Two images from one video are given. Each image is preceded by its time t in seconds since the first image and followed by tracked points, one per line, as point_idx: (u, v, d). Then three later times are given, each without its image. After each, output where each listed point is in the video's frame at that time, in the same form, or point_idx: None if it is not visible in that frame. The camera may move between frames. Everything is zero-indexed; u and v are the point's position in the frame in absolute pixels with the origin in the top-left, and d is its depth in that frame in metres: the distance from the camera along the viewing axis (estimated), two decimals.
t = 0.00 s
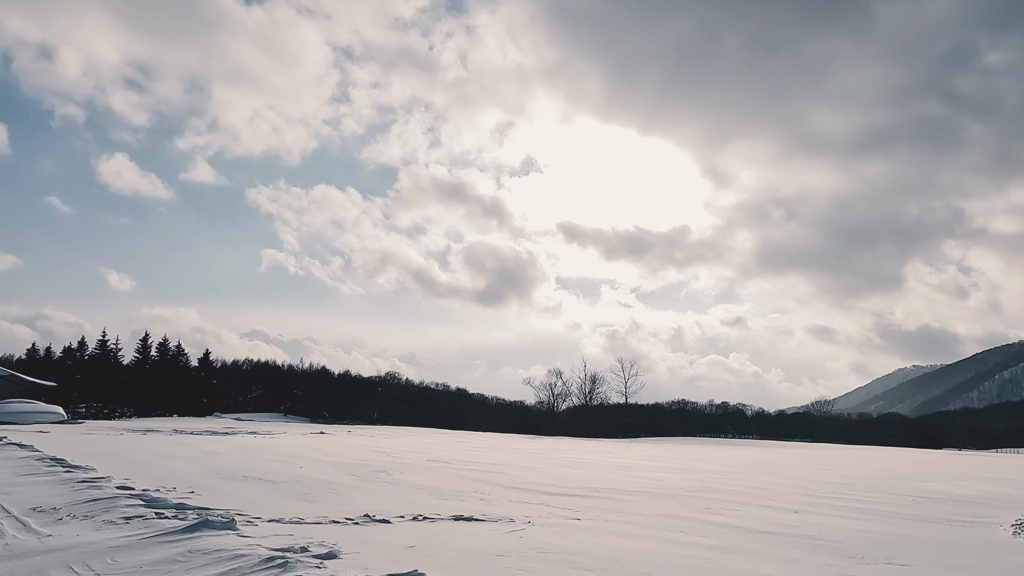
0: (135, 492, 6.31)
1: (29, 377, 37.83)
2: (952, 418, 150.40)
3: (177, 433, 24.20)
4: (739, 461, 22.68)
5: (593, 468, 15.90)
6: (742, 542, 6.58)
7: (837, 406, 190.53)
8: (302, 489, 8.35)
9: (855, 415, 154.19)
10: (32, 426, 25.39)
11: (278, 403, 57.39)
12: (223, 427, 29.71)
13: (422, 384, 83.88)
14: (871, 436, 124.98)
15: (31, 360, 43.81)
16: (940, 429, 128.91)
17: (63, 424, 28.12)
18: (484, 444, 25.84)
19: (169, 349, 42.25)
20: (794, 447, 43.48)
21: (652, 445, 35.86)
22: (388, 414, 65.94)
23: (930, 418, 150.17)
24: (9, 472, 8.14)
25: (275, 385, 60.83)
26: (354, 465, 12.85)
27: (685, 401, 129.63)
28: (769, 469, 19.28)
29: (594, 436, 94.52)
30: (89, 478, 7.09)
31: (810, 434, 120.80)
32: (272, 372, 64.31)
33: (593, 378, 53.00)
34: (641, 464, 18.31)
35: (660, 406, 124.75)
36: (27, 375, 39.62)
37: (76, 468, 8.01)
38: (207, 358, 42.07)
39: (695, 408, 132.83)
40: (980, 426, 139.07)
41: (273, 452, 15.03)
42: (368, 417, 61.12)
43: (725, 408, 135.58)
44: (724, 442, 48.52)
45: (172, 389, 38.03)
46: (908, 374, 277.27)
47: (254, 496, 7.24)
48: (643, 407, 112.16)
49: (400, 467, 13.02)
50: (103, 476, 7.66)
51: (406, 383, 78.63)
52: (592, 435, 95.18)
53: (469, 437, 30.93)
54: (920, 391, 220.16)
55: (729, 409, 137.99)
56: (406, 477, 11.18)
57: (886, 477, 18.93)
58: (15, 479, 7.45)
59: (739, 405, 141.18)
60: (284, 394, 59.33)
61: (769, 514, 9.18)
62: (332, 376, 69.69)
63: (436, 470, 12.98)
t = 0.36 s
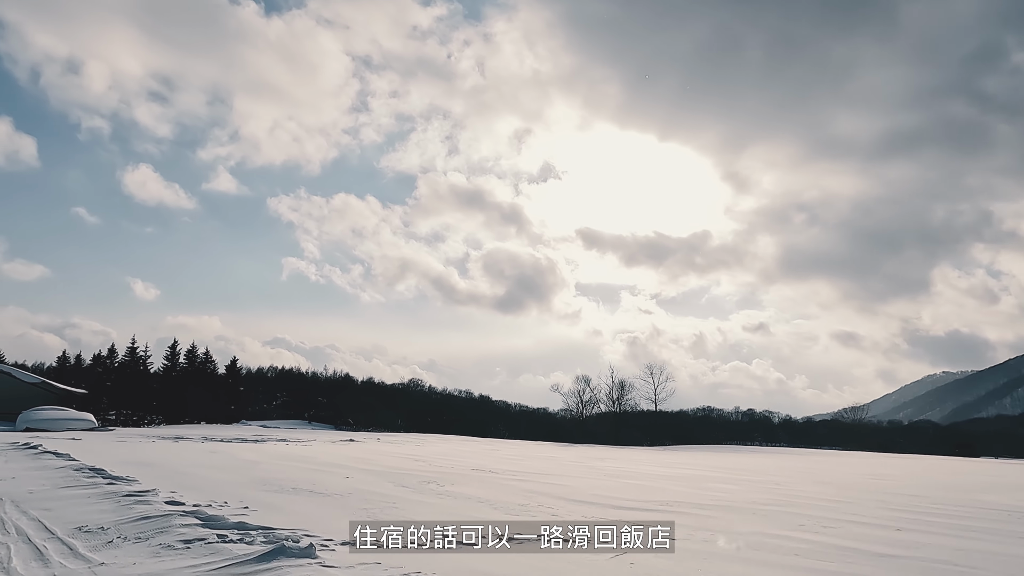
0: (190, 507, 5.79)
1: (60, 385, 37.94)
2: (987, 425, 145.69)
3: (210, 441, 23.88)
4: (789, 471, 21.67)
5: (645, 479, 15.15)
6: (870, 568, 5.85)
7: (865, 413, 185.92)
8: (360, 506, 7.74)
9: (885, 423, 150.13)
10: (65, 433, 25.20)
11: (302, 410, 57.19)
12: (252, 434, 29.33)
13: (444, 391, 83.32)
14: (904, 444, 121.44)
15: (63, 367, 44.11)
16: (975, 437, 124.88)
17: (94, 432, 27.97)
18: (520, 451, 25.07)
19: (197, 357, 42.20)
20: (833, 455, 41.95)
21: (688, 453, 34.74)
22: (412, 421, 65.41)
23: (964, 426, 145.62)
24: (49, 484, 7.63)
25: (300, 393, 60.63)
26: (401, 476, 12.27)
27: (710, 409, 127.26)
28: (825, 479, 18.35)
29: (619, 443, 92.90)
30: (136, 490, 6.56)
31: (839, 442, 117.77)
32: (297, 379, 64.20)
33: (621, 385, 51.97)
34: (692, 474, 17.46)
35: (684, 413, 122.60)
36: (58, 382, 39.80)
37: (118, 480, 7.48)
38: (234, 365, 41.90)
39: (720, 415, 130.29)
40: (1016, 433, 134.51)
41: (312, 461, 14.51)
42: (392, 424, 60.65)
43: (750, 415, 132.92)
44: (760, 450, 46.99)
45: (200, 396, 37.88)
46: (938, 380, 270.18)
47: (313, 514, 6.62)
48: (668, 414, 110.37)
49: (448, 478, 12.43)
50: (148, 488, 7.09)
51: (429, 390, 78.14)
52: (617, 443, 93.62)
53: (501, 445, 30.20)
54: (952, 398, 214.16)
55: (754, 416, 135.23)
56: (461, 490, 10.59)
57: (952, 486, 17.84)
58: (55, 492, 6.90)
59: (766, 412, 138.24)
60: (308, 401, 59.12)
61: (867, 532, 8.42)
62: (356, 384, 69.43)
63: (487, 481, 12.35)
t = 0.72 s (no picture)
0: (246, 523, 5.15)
1: (92, 392, 38.04)
2: None
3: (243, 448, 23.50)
4: (842, 478, 20.71)
5: (702, 488, 14.34)
6: None
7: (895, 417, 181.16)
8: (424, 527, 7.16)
9: (917, 428, 146.02)
10: (98, 440, 25.01)
11: (328, 416, 57.00)
12: (283, 441, 28.95)
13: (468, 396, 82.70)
14: (938, 450, 117.92)
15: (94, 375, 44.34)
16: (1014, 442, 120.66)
17: (126, 439, 27.79)
18: (557, 458, 24.32)
19: (226, 363, 42.10)
20: (875, 461, 40.49)
21: (726, 460, 33.66)
22: (437, 427, 64.89)
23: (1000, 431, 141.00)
24: (90, 496, 7.04)
25: (325, 399, 60.48)
26: (450, 486, 11.64)
27: (737, 414, 124.83)
28: (886, 488, 17.36)
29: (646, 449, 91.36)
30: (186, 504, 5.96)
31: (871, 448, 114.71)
32: (322, 385, 64.09)
33: (651, 389, 50.91)
34: (747, 483, 16.62)
35: (710, 418, 120.39)
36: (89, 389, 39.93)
37: (165, 491, 6.89)
38: (262, 371, 41.72)
39: (748, 420, 127.71)
40: None
41: (353, 468, 13.95)
42: (418, 430, 60.18)
43: (778, 421, 130.27)
44: (796, 456, 45.58)
45: (229, 403, 37.71)
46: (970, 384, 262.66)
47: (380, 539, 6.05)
48: (693, 419, 108.39)
49: (499, 487, 11.76)
50: (196, 501, 6.47)
51: (453, 396, 77.61)
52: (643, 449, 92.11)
53: (535, 451, 29.43)
54: (986, 402, 207.86)
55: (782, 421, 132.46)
56: (519, 503, 9.95)
57: None
58: (98, 507, 6.32)
59: (794, 418, 135.23)
60: (334, 407, 58.91)
61: (985, 549, 7.62)
62: (380, 389, 69.16)
63: (541, 491, 11.67)
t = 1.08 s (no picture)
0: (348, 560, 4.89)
1: (157, 402, 39.09)
2: None
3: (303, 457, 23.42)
4: (942, 493, 18.89)
5: (794, 503, 13.20)
6: None
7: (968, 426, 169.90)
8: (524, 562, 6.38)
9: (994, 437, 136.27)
10: (165, 449, 25.44)
11: (380, 425, 57.21)
12: (340, 450, 28.84)
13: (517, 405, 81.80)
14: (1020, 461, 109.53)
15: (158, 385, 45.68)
16: None
17: (190, 447, 28.21)
18: (621, 468, 23.29)
19: (284, 373, 42.61)
20: (962, 472, 37.42)
21: (798, 471, 31.68)
22: (487, 436, 64.27)
23: None
24: (166, 513, 6.60)
25: (377, 408, 60.78)
26: (529, 500, 10.95)
27: (796, 423, 119.50)
28: (999, 504, 15.67)
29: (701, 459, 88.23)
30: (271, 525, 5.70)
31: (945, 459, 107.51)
32: (374, 395, 64.44)
33: (710, 396, 48.82)
34: (842, 498, 15.23)
35: (767, 428, 115.53)
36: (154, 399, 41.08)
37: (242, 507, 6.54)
38: (318, 381, 41.99)
39: (807, 429, 122.10)
40: None
41: (421, 479, 13.42)
42: (469, 439, 59.69)
43: (840, 430, 123.91)
44: (871, 466, 42.71)
45: (287, 413, 38.05)
46: None
47: None
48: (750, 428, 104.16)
49: (581, 501, 11.00)
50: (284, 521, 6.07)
51: (502, 404, 76.87)
52: (698, 459, 89.05)
53: (595, 461, 28.33)
54: None
55: (844, 430, 125.95)
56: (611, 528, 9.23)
57: None
58: (176, 525, 5.85)
59: (856, 426, 128.62)
60: (386, 416, 59.09)
61: None
62: (430, 398, 69.12)
63: (626, 505, 10.86)
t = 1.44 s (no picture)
0: None
1: (206, 403, 39.66)
2: None
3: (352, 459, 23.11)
4: None
5: (892, 512, 11.97)
6: None
7: None
8: None
9: None
10: (216, 450, 25.53)
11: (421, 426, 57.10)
12: (387, 451, 28.50)
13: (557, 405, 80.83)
14: None
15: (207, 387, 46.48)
16: None
17: (238, 448, 28.27)
18: (679, 471, 22.19)
19: (328, 373, 42.73)
20: None
21: (866, 475, 29.87)
22: (528, 437, 63.47)
23: None
24: (230, 530, 5.99)
25: (418, 409, 60.71)
26: (607, 508, 10.10)
27: (846, 424, 114.96)
28: None
29: (747, 461, 85.60)
30: (352, 547, 5.81)
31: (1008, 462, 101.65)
32: (415, 396, 64.47)
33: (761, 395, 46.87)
34: (939, 507, 13.86)
35: (814, 429, 111.49)
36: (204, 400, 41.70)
37: (314, 522, 6.53)
38: (362, 382, 41.91)
39: (857, 430, 117.30)
40: None
41: (482, 484, 12.71)
42: (510, 440, 59.03)
43: (892, 431, 118.66)
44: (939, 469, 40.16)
45: (332, 413, 38.08)
46: None
47: None
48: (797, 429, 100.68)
49: (663, 508, 10.02)
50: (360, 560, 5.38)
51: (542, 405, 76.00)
52: (743, 461, 86.43)
53: (648, 463, 27.21)
54: None
55: (897, 431, 120.50)
56: (705, 532, 7.72)
57: None
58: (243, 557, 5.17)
59: (909, 427, 123.24)
60: (427, 417, 58.96)
61: None
62: (471, 399, 68.78)
63: (713, 513, 9.76)
